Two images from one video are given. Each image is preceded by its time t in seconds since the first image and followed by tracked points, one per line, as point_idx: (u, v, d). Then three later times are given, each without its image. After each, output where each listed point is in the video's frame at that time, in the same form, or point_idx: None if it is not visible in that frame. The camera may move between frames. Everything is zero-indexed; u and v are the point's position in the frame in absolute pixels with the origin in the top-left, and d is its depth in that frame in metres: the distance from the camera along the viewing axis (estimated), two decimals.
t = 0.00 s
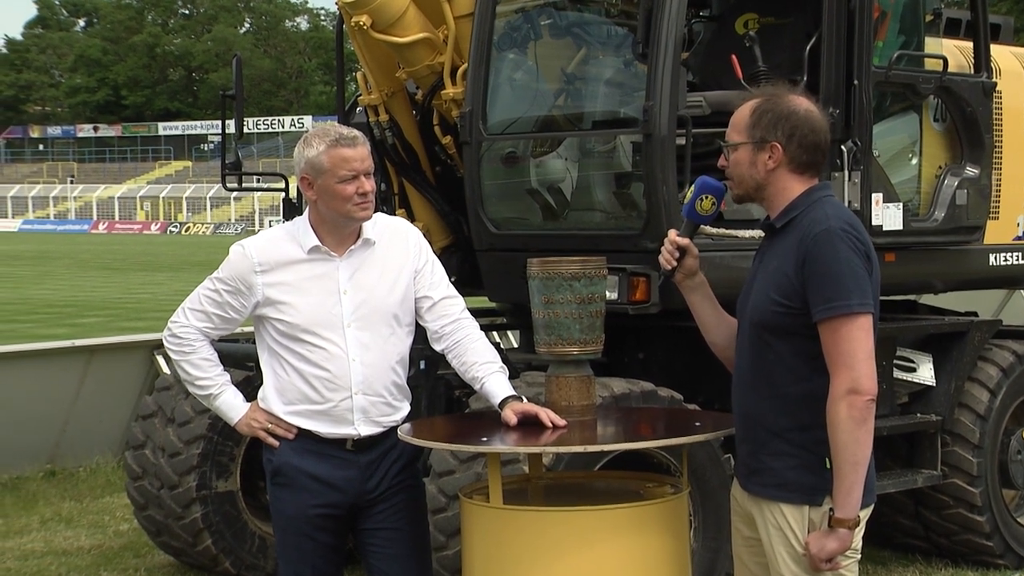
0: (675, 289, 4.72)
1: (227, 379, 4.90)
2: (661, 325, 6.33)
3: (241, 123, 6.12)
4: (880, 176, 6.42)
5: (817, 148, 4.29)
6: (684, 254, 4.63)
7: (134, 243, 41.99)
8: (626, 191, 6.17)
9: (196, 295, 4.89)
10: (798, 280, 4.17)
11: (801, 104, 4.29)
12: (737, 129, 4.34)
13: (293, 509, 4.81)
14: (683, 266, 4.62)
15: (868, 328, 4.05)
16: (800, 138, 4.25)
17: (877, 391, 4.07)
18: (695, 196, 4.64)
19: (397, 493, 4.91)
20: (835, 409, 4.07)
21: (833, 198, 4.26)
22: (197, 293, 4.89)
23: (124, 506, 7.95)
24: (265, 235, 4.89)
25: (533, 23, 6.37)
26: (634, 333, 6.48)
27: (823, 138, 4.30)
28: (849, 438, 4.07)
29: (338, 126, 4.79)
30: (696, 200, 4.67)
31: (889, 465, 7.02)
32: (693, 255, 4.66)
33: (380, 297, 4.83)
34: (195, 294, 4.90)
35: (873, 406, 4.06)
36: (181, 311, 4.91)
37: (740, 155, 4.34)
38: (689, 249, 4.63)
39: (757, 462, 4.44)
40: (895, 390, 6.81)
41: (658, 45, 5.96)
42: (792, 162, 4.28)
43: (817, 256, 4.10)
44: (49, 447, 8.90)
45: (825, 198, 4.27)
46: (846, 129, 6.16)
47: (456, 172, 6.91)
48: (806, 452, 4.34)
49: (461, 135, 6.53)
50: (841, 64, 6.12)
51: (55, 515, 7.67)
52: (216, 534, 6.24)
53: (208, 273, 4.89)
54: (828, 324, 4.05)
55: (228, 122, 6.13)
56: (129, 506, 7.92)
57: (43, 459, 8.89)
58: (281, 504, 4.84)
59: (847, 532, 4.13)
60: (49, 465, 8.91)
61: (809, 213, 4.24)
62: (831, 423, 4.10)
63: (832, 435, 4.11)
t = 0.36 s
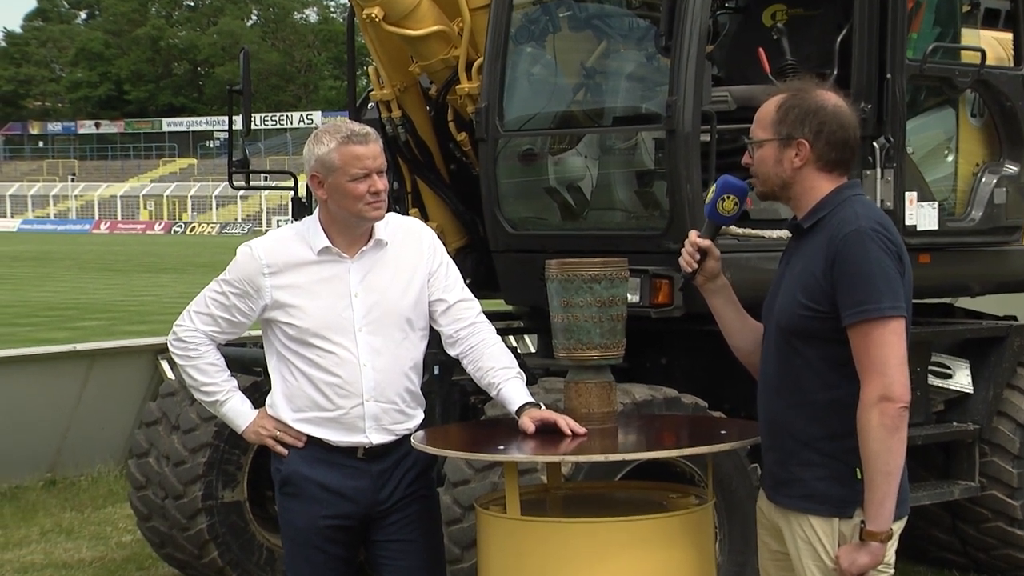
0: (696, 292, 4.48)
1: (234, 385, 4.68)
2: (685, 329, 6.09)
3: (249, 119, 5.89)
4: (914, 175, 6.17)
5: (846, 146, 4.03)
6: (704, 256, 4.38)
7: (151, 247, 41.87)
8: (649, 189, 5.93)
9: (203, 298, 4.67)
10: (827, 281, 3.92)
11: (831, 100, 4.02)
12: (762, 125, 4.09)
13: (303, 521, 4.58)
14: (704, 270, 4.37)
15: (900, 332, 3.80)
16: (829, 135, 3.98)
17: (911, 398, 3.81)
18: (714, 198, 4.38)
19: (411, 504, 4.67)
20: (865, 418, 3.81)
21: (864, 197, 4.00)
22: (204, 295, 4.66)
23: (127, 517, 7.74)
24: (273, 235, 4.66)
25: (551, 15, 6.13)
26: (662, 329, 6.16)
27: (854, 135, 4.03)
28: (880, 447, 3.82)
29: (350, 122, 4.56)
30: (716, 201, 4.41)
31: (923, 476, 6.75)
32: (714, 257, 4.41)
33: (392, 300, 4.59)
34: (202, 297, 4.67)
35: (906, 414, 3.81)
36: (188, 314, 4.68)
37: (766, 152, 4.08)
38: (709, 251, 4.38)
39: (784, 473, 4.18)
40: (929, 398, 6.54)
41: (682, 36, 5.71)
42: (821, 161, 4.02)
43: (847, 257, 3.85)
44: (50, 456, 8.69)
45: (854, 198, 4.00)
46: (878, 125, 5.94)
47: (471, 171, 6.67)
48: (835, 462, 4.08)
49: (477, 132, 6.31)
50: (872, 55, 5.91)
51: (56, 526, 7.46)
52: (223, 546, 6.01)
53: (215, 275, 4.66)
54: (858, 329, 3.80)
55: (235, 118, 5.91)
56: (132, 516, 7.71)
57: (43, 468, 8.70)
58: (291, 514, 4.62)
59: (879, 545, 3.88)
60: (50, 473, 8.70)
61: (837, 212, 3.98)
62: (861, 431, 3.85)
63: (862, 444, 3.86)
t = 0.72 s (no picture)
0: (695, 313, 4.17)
1: (246, 398, 4.34)
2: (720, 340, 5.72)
3: (261, 118, 5.60)
4: (966, 177, 5.82)
5: (897, 146, 3.67)
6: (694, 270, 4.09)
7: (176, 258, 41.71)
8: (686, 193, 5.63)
9: (214, 307, 4.35)
10: (879, 289, 3.58)
11: (881, 97, 3.66)
12: (806, 122, 3.74)
13: (317, 542, 4.26)
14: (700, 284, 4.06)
15: (956, 346, 3.45)
16: (879, 135, 3.63)
17: (967, 416, 3.46)
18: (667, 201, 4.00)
19: (431, 525, 4.34)
20: (917, 437, 3.46)
21: (916, 202, 3.66)
22: (214, 304, 4.35)
23: (132, 538, 7.44)
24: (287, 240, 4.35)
25: (580, 8, 5.81)
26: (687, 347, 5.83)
27: (906, 134, 3.68)
28: (933, 468, 3.46)
29: (369, 121, 4.25)
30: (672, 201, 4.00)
31: (976, 497, 6.38)
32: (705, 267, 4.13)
33: (413, 308, 4.27)
34: (213, 305, 4.35)
35: (963, 432, 3.46)
36: (198, 325, 4.36)
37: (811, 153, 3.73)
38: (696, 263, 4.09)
39: (826, 492, 3.83)
40: (983, 414, 6.17)
41: (718, 28, 5.38)
42: (869, 163, 3.67)
43: (900, 264, 3.50)
44: (50, 474, 8.37)
45: (905, 202, 3.65)
46: (928, 124, 5.59)
47: (495, 172, 6.35)
48: (882, 481, 3.72)
49: (501, 132, 5.97)
50: (922, 49, 5.56)
51: (57, 548, 7.16)
52: (232, 569, 5.69)
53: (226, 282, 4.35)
54: (908, 342, 3.46)
55: (246, 116, 5.61)
56: (137, 538, 7.41)
57: (43, 485, 8.37)
58: (304, 536, 4.30)
59: (932, 573, 3.52)
60: (50, 492, 8.37)
61: (887, 216, 3.63)
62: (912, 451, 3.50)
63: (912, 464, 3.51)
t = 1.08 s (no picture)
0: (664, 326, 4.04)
1: (254, 411, 4.18)
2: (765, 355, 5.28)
3: (270, 115, 5.21)
4: None
5: (965, 144, 3.32)
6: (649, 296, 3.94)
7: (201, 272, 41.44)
8: (727, 195, 5.21)
9: (223, 312, 4.17)
10: (946, 300, 3.21)
11: (945, 91, 3.32)
12: (862, 119, 3.42)
13: (331, 569, 4.10)
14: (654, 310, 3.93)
15: None
16: (945, 133, 3.28)
17: None
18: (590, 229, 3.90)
19: (454, 552, 4.21)
20: (987, 461, 3.09)
21: (985, 207, 3.29)
22: (224, 309, 4.18)
23: (130, 566, 7.05)
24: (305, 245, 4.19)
25: None
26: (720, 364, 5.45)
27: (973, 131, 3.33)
28: (1004, 495, 3.09)
29: (396, 120, 4.09)
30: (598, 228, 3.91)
31: None
32: (662, 284, 3.98)
33: (438, 320, 4.11)
34: (223, 309, 4.18)
35: None
36: (205, 329, 4.18)
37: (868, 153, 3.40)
38: (649, 287, 3.95)
39: (883, 521, 3.43)
40: None
41: (762, 21, 4.96)
42: (935, 164, 3.31)
43: (970, 272, 3.15)
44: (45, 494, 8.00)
45: (973, 206, 3.29)
46: (993, 120, 5.18)
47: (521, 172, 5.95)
48: (945, 509, 3.32)
49: (528, 130, 5.57)
50: (985, 40, 5.18)
51: None
52: None
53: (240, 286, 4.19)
54: (978, 358, 3.11)
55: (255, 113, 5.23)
56: (135, 565, 7.02)
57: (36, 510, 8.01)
58: (317, 562, 4.14)
59: None
60: (44, 516, 7.98)
61: (955, 220, 3.27)
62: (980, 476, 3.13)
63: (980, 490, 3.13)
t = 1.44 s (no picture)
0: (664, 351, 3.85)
1: (273, 439, 3.55)
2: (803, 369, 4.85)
3: (265, 109, 4.79)
4: None
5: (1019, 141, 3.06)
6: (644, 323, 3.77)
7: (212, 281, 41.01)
8: (762, 195, 4.79)
9: (240, 322, 3.72)
10: (1007, 305, 2.94)
11: (995, 82, 3.07)
12: (905, 114, 3.17)
13: None
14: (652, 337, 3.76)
15: None
16: (997, 127, 3.02)
17: None
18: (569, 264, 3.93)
19: None
20: None
21: None
22: (243, 320, 3.72)
23: None
24: (322, 244, 3.83)
25: None
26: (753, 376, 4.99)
27: None
28: None
29: (430, 115, 3.78)
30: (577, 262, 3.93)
31: None
32: (654, 309, 3.79)
33: (463, 333, 3.80)
34: (241, 320, 3.73)
35: None
36: (222, 347, 3.68)
37: (911, 150, 3.13)
38: (642, 313, 3.77)
39: (940, 553, 3.10)
40: None
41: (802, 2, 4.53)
42: (985, 160, 3.05)
43: None
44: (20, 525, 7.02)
45: None
46: None
47: (537, 172, 5.52)
48: (1009, 538, 3.01)
49: (545, 125, 5.14)
50: None
51: None
52: None
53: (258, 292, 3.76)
54: None
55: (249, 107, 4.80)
56: None
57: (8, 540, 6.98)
58: None
59: None
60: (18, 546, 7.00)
61: (1013, 222, 2.99)
62: None
63: None
